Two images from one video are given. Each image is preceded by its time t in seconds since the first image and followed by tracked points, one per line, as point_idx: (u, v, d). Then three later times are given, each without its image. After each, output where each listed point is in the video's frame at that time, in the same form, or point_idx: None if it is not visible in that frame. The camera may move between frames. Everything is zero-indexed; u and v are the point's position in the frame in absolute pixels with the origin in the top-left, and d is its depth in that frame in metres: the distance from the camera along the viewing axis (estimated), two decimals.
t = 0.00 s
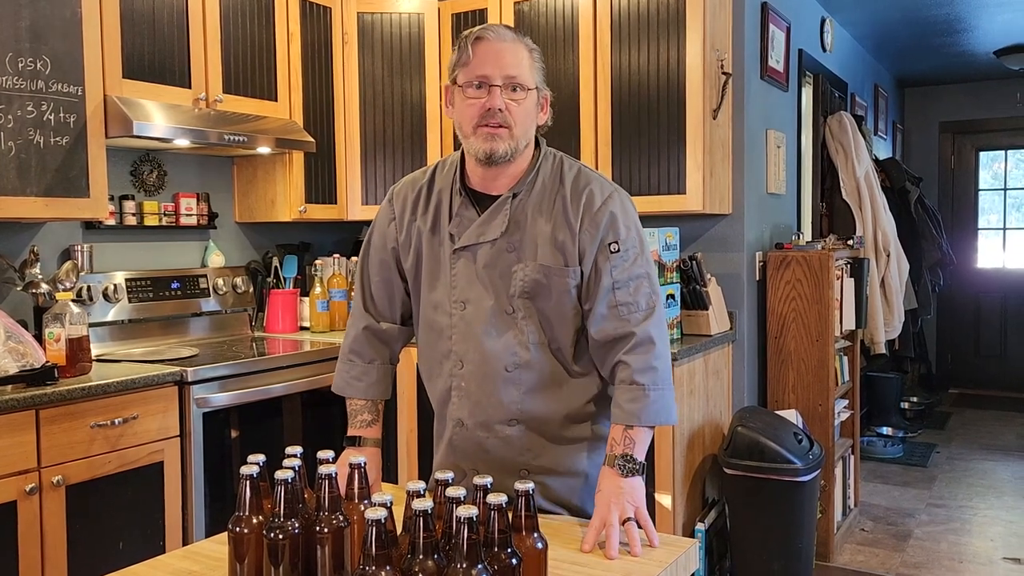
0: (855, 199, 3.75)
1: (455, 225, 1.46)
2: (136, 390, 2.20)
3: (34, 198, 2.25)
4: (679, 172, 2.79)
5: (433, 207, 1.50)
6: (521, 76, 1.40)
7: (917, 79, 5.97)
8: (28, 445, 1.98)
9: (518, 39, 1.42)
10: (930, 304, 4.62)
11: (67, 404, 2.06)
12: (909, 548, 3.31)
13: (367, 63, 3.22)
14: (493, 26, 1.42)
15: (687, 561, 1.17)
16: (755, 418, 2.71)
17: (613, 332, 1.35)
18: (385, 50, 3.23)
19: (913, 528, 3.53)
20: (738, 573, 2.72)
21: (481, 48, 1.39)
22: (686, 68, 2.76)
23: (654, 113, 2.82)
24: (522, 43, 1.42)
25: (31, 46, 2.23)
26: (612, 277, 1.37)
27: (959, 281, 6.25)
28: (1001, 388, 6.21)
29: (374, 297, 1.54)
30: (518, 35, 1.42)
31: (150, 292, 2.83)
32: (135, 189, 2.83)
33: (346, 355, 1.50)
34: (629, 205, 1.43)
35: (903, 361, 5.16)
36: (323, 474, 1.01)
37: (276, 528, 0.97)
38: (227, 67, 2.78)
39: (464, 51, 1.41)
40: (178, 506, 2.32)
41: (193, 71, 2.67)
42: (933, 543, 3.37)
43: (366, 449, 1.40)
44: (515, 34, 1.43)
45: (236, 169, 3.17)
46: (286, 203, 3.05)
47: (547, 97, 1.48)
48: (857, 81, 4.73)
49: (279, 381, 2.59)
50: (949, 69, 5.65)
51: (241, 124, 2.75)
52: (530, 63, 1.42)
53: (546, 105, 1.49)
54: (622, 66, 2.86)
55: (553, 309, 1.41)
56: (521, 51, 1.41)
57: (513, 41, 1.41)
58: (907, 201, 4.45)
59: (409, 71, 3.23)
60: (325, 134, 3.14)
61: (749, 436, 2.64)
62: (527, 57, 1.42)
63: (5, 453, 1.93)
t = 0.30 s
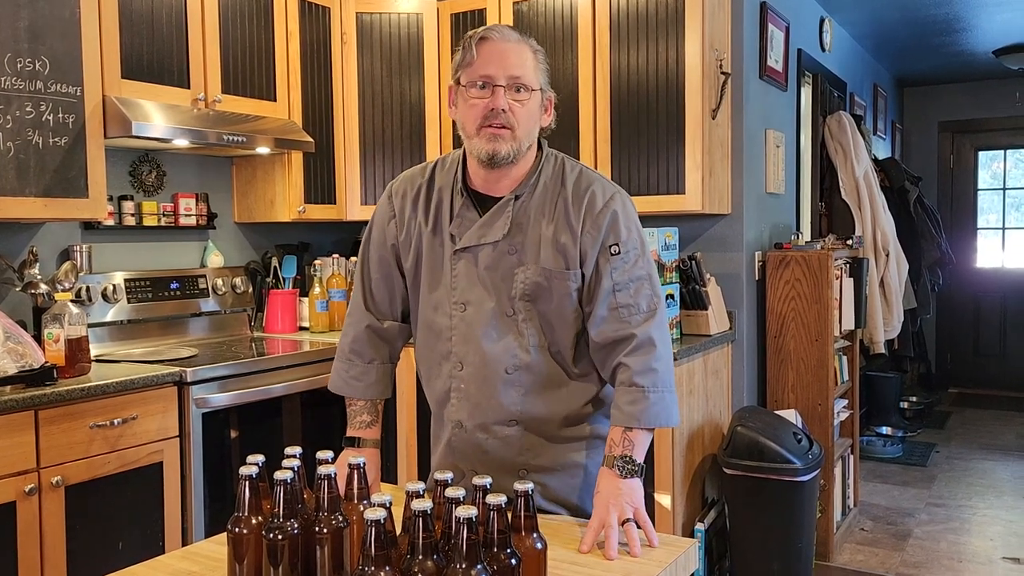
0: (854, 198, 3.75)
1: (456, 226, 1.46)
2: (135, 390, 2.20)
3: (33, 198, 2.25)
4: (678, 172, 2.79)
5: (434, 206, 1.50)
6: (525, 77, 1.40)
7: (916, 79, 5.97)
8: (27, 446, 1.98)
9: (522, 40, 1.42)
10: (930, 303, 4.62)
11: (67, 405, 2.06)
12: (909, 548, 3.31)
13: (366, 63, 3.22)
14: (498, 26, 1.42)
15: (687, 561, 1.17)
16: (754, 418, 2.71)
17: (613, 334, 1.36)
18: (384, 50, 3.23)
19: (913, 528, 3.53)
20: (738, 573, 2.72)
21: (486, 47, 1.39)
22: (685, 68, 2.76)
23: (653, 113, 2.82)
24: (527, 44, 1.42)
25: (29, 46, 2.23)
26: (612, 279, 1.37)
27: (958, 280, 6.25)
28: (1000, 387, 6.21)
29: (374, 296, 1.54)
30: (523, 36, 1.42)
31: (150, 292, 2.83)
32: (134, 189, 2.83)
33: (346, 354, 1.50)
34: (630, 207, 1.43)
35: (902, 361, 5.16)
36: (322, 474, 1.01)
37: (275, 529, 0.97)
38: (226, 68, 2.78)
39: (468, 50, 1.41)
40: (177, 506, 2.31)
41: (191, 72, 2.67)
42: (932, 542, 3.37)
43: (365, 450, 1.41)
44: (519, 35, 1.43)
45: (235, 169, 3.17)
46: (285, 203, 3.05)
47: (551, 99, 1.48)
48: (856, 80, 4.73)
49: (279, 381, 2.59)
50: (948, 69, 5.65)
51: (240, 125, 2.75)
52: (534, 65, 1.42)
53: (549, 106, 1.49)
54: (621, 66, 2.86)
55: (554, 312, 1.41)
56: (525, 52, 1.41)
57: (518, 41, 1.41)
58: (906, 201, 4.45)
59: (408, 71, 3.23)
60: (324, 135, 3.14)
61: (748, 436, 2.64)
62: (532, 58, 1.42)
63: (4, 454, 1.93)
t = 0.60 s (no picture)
0: (853, 198, 3.75)
1: (456, 226, 1.46)
2: (135, 390, 2.20)
3: (32, 198, 2.25)
4: (677, 172, 2.79)
5: (434, 206, 1.50)
6: (525, 76, 1.40)
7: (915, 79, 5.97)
8: (26, 446, 1.98)
9: (523, 39, 1.42)
10: (929, 302, 4.63)
11: (66, 405, 2.06)
12: (908, 547, 3.32)
13: (365, 63, 3.22)
14: (499, 26, 1.43)
15: (686, 562, 1.17)
16: (754, 418, 2.71)
17: (612, 334, 1.36)
18: (384, 50, 3.23)
19: (912, 528, 3.53)
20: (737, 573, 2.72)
21: (486, 46, 1.39)
22: (684, 68, 2.76)
23: (652, 113, 2.82)
24: (527, 43, 1.42)
25: (28, 47, 2.22)
26: (612, 279, 1.37)
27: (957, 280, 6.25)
28: (999, 387, 6.22)
29: (374, 296, 1.54)
30: (524, 35, 1.43)
31: (149, 292, 2.83)
32: (133, 189, 2.83)
33: (347, 354, 1.50)
34: (629, 207, 1.44)
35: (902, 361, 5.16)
36: (322, 475, 1.01)
37: (274, 529, 0.97)
38: (225, 68, 2.78)
39: (468, 49, 1.41)
40: (177, 506, 2.31)
41: (190, 72, 2.67)
42: (932, 542, 3.37)
43: (364, 450, 1.41)
44: (520, 35, 1.43)
45: (234, 169, 3.17)
46: (284, 203, 3.05)
47: (551, 99, 1.48)
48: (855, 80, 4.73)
49: (278, 381, 2.59)
50: (947, 68, 5.66)
51: (240, 125, 2.75)
52: (535, 64, 1.42)
53: (549, 107, 1.49)
54: (620, 66, 2.86)
55: (553, 312, 1.42)
56: (525, 51, 1.41)
57: (518, 41, 1.41)
58: (905, 201, 4.46)
59: (407, 71, 3.23)
60: (323, 135, 3.14)
61: (747, 435, 2.65)
62: (532, 58, 1.42)
63: (3, 454, 1.93)
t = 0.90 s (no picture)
0: (853, 198, 3.75)
1: (454, 224, 1.46)
2: (134, 390, 2.20)
3: (31, 198, 2.25)
4: (677, 171, 2.79)
5: (432, 205, 1.50)
6: (518, 77, 1.40)
7: (914, 78, 5.97)
8: (25, 446, 1.98)
9: (521, 39, 1.43)
10: (928, 302, 4.63)
11: (65, 405, 2.06)
12: (908, 547, 3.32)
13: (365, 63, 3.22)
14: (498, 26, 1.43)
15: (686, 561, 1.17)
16: (754, 418, 2.71)
17: (611, 333, 1.36)
18: (383, 50, 3.23)
19: (912, 527, 3.53)
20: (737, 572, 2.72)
21: (484, 45, 1.40)
22: (683, 68, 2.76)
23: (651, 113, 2.82)
24: (525, 43, 1.43)
25: (28, 47, 2.22)
26: (612, 279, 1.38)
27: (957, 280, 6.25)
28: (999, 387, 6.22)
29: (374, 296, 1.54)
30: (522, 35, 1.43)
31: (149, 292, 2.83)
32: (133, 190, 2.83)
33: (347, 354, 1.49)
34: (627, 207, 1.44)
35: (901, 361, 5.17)
36: (321, 475, 1.01)
37: (274, 529, 0.97)
38: (224, 68, 2.78)
39: (467, 48, 1.41)
40: (177, 506, 2.32)
41: (190, 72, 2.67)
42: (932, 542, 3.37)
43: (364, 450, 1.40)
44: (519, 35, 1.44)
45: (234, 169, 3.17)
46: (284, 203, 3.05)
47: (548, 100, 1.47)
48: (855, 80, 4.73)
49: (279, 381, 2.59)
50: (947, 68, 5.66)
51: (239, 125, 2.75)
52: (532, 64, 1.42)
53: (547, 108, 1.48)
54: (619, 65, 2.86)
55: (551, 311, 1.42)
56: (522, 51, 1.41)
57: (516, 40, 1.41)
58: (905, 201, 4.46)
59: (407, 71, 3.23)
60: (323, 134, 3.14)
61: (747, 435, 2.65)
62: (529, 58, 1.42)
63: (2, 454, 1.93)
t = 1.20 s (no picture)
0: (853, 198, 3.75)
1: (455, 221, 1.46)
2: (135, 390, 2.20)
3: (31, 198, 2.25)
4: (677, 171, 2.79)
5: (434, 202, 1.51)
6: (525, 91, 1.38)
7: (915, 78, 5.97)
8: (26, 446, 1.98)
9: (530, 47, 1.40)
10: (929, 302, 4.63)
11: (65, 405, 2.06)
12: (908, 547, 3.32)
13: (365, 63, 3.22)
14: (506, 29, 1.38)
15: (686, 562, 1.17)
16: (754, 418, 2.71)
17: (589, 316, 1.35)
18: (384, 50, 3.23)
19: (912, 527, 3.53)
20: (737, 572, 2.72)
21: (491, 55, 1.37)
22: (684, 68, 2.76)
23: (651, 113, 2.82)
24: (533, 52, 1.39)
25: (28, 47, 2.22)
26: (599, 270, 1.36)
27: (957, 280, 6.25)
28: (999, 387, 6.22)
29: (377, 294, 1.54)
30: (530, 43, 1.40)
31: (149, 292, 2.83)
32: (133, 189, 2.83)
33: (349, 352, 1.49)
34: (626, 206, 1.44)
35: (902, 361, 5.17)
36: (322, 475, 1.01)
37: (274, 529, 0.97)
38: (224, 68, 2.78)
39: (473, 53, 1.38)
40: (177, 506, 2.32)
41: (190, 72, 2.67)
42: (932, 542, 3.37)
43: (364, 450, 1.40)
44: (528, 41, 1.40)
45: (234, 169, 3.17)
46: (284, 203, 3.05)
47: (553, 105, 1.47)
48: (855, 80, 4.73)
49: (279, 381, 2.59)
50: (947, 68, 5.65)
51: (239, 125, 2.75)
52: (538, 74, 1.40)
53: (551, 112, 1.48)
54: (620, 66, 2.86)
55: (550, 308, 1.42)
56: (530, 60, 1.39)
57: (524, 50, 1.38)
58: (906, 201, 4.46)
59: (407, 71, 3.23)
60: (323, 134, 3.14)
61: (747, 435, 2.65)
62: (536, 68, 1.39)
63: (2, 454, 1.93)
